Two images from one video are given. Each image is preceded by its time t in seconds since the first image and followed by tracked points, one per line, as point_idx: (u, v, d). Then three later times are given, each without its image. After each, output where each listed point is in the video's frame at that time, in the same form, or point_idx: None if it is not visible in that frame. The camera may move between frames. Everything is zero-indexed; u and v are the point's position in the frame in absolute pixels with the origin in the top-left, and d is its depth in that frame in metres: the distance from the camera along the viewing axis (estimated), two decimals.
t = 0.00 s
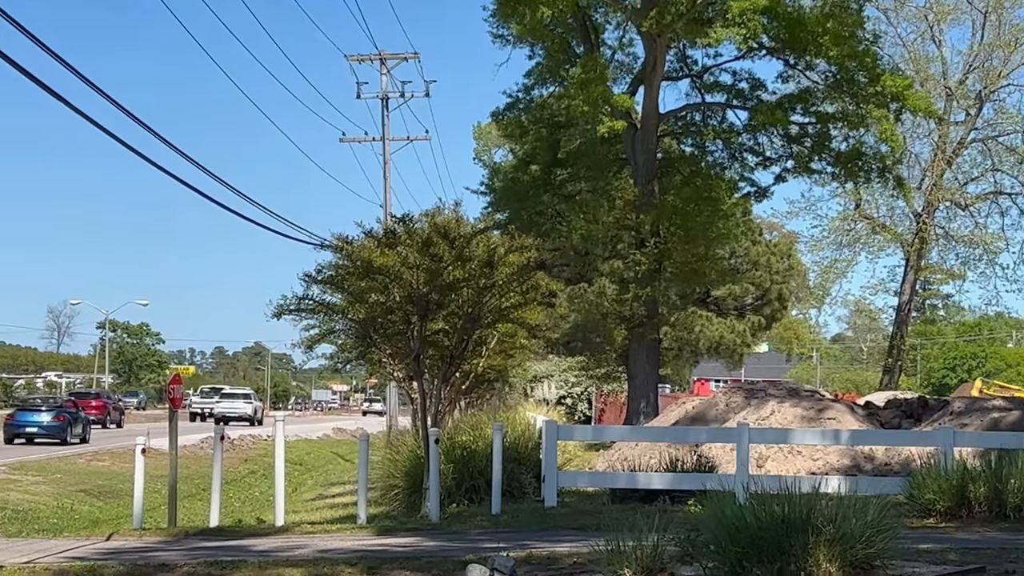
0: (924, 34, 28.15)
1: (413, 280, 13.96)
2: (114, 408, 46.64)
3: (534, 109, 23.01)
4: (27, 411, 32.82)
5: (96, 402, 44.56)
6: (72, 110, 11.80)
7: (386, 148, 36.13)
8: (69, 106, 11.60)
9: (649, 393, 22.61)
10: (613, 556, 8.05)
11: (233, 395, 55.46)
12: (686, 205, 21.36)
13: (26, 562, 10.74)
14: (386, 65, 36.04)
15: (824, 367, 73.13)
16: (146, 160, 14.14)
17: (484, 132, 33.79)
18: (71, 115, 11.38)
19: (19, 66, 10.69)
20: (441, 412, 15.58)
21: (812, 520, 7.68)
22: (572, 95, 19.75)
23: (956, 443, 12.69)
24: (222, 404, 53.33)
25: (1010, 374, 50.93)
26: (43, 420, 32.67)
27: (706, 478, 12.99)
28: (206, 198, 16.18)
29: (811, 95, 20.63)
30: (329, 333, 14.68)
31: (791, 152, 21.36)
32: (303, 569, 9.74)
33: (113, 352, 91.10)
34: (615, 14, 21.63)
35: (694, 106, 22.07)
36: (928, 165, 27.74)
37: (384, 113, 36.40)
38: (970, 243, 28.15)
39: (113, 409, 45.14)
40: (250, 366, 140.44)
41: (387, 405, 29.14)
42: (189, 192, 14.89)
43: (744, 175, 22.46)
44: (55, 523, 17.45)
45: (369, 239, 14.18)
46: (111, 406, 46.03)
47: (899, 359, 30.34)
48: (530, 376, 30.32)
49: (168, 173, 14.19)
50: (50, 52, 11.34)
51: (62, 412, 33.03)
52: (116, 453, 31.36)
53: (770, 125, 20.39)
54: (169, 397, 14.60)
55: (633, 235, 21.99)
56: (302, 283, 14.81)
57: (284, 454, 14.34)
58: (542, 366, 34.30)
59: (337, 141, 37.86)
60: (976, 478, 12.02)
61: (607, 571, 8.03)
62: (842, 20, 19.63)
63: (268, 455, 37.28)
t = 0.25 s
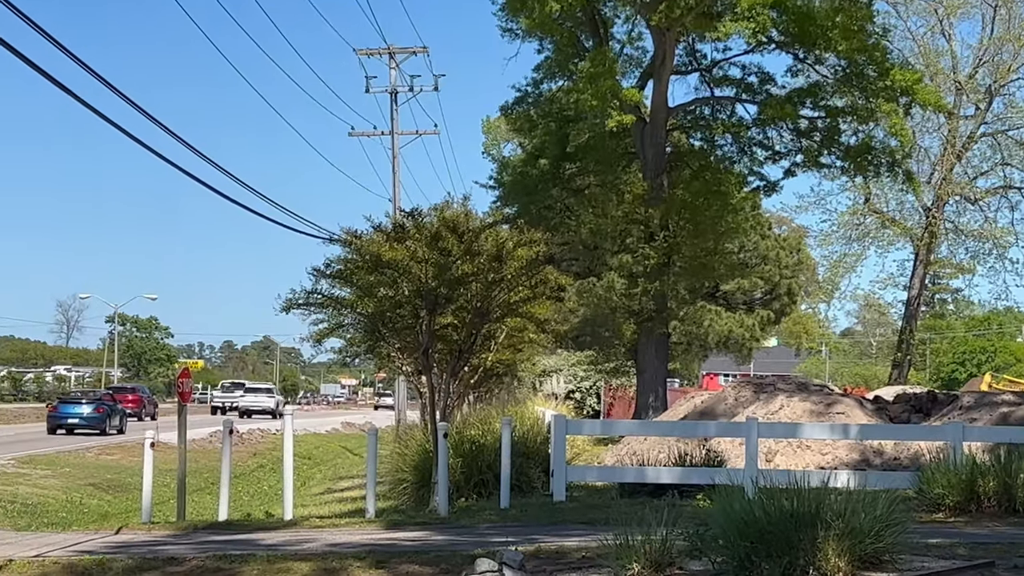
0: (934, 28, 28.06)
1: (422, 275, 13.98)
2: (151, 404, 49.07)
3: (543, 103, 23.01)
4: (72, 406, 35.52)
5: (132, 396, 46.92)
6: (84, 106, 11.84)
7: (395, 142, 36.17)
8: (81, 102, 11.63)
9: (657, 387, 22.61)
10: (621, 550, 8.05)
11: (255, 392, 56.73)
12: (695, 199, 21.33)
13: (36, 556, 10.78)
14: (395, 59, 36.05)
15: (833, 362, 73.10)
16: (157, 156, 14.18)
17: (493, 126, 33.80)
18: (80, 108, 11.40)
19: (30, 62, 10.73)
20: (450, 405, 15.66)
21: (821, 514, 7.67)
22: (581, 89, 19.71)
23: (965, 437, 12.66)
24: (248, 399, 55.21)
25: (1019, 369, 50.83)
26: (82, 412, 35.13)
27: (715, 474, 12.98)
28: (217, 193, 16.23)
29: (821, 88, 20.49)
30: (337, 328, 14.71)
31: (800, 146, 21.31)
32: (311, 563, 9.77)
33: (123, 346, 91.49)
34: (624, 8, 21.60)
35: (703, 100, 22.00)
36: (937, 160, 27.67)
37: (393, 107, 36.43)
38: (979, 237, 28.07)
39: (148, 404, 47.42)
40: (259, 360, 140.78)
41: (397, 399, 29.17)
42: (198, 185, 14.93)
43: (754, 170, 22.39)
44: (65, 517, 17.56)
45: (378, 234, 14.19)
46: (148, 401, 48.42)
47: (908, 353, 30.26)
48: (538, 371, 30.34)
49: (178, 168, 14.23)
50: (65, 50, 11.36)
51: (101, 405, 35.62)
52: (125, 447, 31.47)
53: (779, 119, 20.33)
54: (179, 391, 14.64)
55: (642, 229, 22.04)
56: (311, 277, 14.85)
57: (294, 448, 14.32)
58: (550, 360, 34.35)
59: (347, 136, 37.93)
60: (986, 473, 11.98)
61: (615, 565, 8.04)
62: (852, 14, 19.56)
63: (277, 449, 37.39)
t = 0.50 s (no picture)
0: (940, 24, 27.98)
1: (429, 270, 13.96)
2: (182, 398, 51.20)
3: (549, 99, 22.99)
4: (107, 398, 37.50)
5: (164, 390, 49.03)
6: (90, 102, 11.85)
7: (401, 138, 36.18)
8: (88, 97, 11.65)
9: (663, 383, 22.62)
10: (628, 546, 8.05)
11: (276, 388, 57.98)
12: (702, 194, 21.30)
13: (43, 551, 10.82)
14: (401, 54, 36.05)
15: (839, 358, 73.09)
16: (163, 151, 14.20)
17: (500, 122, 33.79)
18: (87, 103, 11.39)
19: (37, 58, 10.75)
20: (456, 400, 15.68)
21: (828, 510, 7.68)
22: (588, 85, 19.71)
23: (971, 433, 12.66)
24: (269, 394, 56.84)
25: None
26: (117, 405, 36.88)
27: (722, 469, 12.98)
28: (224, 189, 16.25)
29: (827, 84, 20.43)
30: (344, 323, 14.73)
31: (807, 142, 21.27)
32: (318, 558, 9.79)
33: (130, 342, 91.74)
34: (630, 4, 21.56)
35: (709, 95, 21.99)
36: (944, 156, 27.62)
37: (399, 103, 36.43)
38: (986, 233, 28.02)
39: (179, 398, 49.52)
40: (266, 355, 141.11)
41: (403, 395, 29.18)
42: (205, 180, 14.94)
43: (760, 165, 22.34)
44: (73, 512, 17.64)
45: (384, 229, 14.20)
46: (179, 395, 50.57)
47: (914, 349, 30.22)
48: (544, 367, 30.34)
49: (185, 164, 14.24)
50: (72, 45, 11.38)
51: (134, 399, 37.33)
52: (132, 442, 31.56)
53: (786, 115, 20.30)
54: (186, 386, 14.67)
55: (648, 225, 22.02)
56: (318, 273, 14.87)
57: (300, 444, 14.32)
58: (556, 356, 34.38)
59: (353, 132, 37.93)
60: (992, 469, 11.96)
61: (622, 561, 8.04)
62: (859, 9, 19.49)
63: (283, 445, 37.46)
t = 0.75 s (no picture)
0: (945, 20, 27.91)
1: (433, 266, 14.01)
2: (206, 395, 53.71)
3: (554, 95, 23.02)
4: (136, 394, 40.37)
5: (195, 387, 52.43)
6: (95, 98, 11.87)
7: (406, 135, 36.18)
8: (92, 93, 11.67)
9: (667, 379, 22.61)
10: (632, 542, 8.06)
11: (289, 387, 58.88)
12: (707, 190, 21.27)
13: (48, 546, 10.84)
14: (405, 51, 36.05)
15: (843, 355, 73.08)
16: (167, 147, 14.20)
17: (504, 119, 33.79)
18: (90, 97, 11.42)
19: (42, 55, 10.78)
20: (461, 397, 15.68)
21: (832, 506, 7.72)
22: (592, 81, 19.70)
23: (974, 429, 12.64)
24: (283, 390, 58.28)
25: None
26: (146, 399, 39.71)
27: (726, 466, 12.97)
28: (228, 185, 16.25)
29: (832, 80, 20.41)
30: (348, 320, 14.74)
31: (811, 138, 21.23)
32: (322, 554, 9.81)
33: (134, 338, 91.94)
34: None
35: (713, 92, 21.96)
36: (948, 152, 27.56)
37: (403, 99, 36.43)
38: (990, 229, 27.97)
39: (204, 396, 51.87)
40: (270, 351, 141.32)
41: (407, 391, 29.19)
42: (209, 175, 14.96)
43: (764, 162, 22.32)
44: (77, 508, 17.70)
45: (389, 225, 14.23)
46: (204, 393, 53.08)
47: (919, 345, 30.19)
48: (548, 364, 30.33)
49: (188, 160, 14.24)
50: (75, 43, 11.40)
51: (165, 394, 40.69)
52: (136, 438, 31.62)
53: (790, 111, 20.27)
54: (190, 381, 14.71)
55: (652, 221, 21.95)
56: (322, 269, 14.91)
57: (304, 440, 14.35)
58: (560, 352, 34.40)
59: (357, 128, 37.95)
60: (997, 465, 11.94)
61: (626, 557, 8.04)
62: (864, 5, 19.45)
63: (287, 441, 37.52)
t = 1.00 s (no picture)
0: (948, 18, 27.88)
1: (436, 264, 13.99)
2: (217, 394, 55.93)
3: (557, 92, 23.03)
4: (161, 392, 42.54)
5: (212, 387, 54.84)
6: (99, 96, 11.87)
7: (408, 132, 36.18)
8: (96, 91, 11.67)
9: (670, 377, 22.61)
10: (635, 540, 8.07)
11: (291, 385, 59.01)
12: (710, 188, 21.25)
13: (51, 544, 10.86)
14: (408, 48, 36.05)
15: (846, 352, 73.02)
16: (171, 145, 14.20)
17: (507, 117, 33.83)
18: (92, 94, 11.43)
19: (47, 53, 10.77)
20: (463, 394, 15.68)
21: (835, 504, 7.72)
22: (595, 79, 19.67)
23: (977, 426, 12.65)
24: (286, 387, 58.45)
25: None
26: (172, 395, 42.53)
27: (729, 464, 12.97)
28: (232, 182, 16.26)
29: (834, 78, 20.39)
30: (351, 318, 14.75)
31: (814, 136, 21.21)
32: (325, 551, 9.82)
33: (137, 336, 92.07)
34: None
35: (716, 89, 21.95)
36: (951, 150, 27.53)
37: (406, 96, 36.44)
38: (993, 227, 27.93)
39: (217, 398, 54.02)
40: (273, 349, 141.47)
41: (410, 389, 29.18)
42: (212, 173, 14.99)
43: (767, 159, 22.33)
44: (81, 505, 17.75)
45: (391, 223, 14.24)
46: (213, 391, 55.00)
47: (921, 343, 30.16)
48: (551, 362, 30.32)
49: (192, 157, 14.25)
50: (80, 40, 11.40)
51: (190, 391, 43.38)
52: (139, 436, 31.67)
53: (793, 109, 20.27)
54: (192, 378, 14.72)
55: (655, 219, 21.93)
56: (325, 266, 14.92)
57: (307, 437, 14.35)
58: (563, 350, 34.44)
59: (360, 126, 37.94)
60: (999, 463, 11.94)
61: (629, 555, 8.05)
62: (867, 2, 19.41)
63: (290, 438, 37.56)
